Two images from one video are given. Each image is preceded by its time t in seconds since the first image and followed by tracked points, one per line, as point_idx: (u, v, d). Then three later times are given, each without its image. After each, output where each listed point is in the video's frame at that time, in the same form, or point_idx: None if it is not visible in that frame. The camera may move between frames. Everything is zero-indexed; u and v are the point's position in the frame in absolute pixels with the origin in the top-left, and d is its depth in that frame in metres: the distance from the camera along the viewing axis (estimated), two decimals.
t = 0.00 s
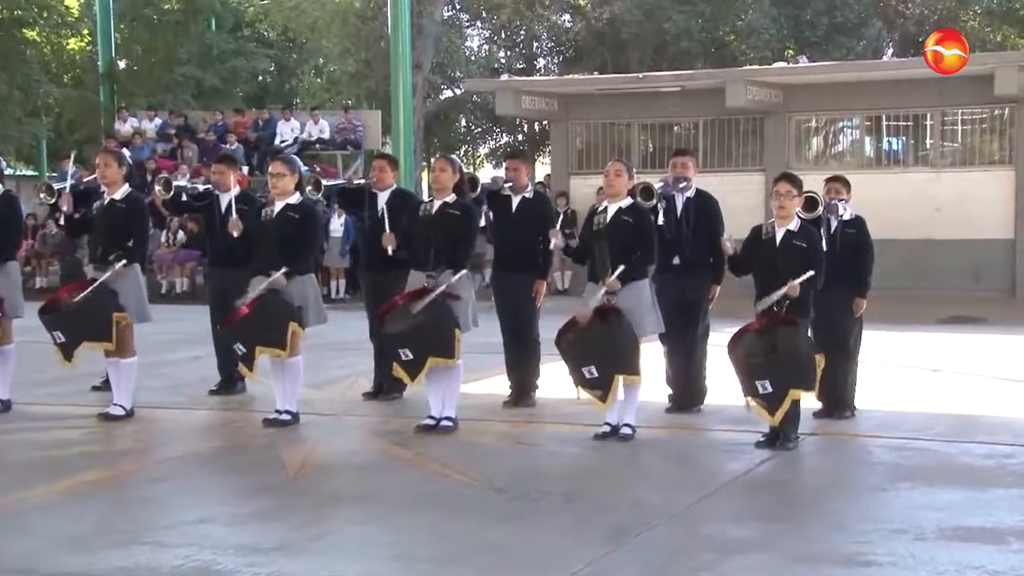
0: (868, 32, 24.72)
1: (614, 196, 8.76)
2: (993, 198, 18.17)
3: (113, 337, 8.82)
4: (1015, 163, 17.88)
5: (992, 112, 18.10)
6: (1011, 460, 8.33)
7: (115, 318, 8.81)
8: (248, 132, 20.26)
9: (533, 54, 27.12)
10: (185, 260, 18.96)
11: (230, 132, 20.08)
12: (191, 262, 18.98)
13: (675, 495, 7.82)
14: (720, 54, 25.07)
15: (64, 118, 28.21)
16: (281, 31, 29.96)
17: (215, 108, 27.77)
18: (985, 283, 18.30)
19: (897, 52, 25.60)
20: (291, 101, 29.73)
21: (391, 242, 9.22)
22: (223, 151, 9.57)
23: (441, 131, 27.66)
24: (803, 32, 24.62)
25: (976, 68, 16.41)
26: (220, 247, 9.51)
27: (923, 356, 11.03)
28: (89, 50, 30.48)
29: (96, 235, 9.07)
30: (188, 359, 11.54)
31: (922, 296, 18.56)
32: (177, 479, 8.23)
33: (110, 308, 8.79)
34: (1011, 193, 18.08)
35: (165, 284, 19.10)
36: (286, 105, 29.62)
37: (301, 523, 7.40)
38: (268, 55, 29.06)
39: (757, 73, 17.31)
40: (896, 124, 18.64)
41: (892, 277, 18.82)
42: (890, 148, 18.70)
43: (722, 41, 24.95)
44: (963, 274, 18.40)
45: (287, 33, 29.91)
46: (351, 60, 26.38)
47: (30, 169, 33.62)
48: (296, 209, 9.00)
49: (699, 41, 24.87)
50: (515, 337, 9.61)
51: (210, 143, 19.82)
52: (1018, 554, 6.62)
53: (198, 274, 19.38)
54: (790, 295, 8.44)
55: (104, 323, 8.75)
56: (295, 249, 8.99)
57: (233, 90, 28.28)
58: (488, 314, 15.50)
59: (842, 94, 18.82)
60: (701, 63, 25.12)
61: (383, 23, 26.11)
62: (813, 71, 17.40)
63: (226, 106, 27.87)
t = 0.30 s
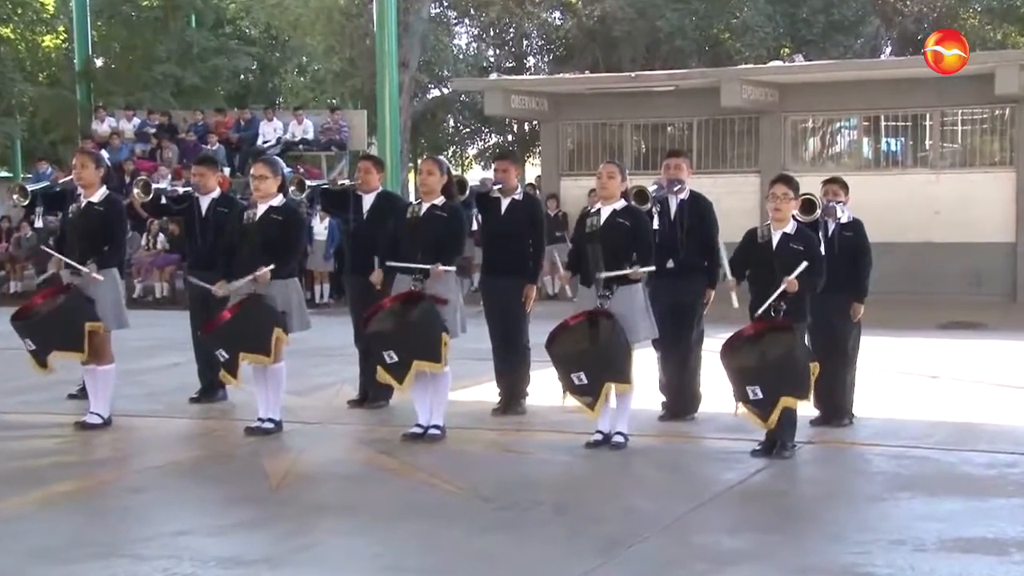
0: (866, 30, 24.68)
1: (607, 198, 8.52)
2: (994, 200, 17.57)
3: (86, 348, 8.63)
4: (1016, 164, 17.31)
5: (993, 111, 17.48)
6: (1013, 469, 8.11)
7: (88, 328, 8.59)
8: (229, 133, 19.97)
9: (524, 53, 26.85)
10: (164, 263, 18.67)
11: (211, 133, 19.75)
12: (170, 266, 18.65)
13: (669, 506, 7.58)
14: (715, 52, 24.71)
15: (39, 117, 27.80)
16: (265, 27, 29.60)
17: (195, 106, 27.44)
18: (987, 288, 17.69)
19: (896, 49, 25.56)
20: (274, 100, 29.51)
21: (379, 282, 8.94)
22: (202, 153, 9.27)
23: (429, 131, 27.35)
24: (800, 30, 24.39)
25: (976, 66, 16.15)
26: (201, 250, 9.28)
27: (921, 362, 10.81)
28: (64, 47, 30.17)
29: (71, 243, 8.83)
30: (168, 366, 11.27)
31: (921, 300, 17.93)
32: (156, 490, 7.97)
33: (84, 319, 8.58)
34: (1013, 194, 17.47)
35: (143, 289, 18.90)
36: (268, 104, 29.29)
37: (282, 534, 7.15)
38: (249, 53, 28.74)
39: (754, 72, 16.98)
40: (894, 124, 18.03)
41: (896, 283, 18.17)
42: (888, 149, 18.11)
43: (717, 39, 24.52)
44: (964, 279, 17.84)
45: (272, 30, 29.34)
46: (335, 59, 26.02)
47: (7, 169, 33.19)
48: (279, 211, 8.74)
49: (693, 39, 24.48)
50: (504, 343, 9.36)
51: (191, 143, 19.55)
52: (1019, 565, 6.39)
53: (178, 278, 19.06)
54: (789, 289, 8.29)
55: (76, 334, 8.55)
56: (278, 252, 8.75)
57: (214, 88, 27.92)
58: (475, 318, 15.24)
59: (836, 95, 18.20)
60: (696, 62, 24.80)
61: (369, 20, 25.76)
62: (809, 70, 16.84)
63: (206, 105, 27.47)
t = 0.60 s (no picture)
0: (863, 27, 24.27)
1: (599, 200, 8.29)
2: (995, 202, 17.29)
3: (61, 352, 8.41)
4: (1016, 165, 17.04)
5: (993, 111, 17.23)
6: (1013, 477, 7.90)
7: (64, 332, 8.38)
8: (208, 132, 19.67)
9: (512, 50, 26.39)
10: (141, 267, 18.27)
11: (189, 132, 19.53)
12: (147, 269, 18.26)
13: (662, 515, 7.35)
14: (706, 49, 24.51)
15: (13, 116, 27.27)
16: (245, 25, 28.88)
17: (173, 106, 26.59)
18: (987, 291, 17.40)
19: (893, 47, 25.15)
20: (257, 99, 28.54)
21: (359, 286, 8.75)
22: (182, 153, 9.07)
23: (414, 131, 26.89)
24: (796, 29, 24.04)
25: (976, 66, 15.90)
26: (177, 254, 8.98)
27: (919, 368, 10.59)
28: (38, 44, 29.70)
29: (45, 243, 8.58)
30: (146, 373, 10.99)
31: (915, 304, 17.66)
32: (133, 500, 7.71)
33: (59, 322, 8.37)
34: (1014, 196, 17.17)
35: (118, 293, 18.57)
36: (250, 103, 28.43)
37: (263, 545, 6.90)
38: (229, 50, 28.01)
39: (748, 71, 16.71)
40: (891, 124, 17.79)
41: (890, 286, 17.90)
42: (886, 149, 17.86)
43: (709, 36, 24.29)
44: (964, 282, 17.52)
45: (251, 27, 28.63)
46: (319, 56, 25.60)
47: None
48: (260, 213, 8.48)
49: (685, 36, 24.26)
50: (490, 348, 9.10)
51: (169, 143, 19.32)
52: None
53: (156, 282, 18.68)
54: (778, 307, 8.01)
55: (51, 337, 8.33)
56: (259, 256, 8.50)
57: (193, 87, 27.08)
58: (461, 323, 14.98)
59: (835, 92, 17.87)
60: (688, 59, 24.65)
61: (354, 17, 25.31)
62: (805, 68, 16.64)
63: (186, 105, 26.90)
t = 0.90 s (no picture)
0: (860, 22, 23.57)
1: (589, 199, 8.07)
2: (994, 201, 16.98)
3: (38, 355, 8.16)
4: (1017, 163, 16.73)
5: (993, 108, 16.90)
6: (1015, 484, 7.68)
7: (41, 334, 8.14)
8: (188, 129, 19.34)
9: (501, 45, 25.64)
10: (119, 268, 18.11)
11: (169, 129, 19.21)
12: (125, 270, 18.09)
13: (655, 523, 7.12)
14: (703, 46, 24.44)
15: None
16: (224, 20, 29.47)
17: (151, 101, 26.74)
18: (988, 292, 17.10)
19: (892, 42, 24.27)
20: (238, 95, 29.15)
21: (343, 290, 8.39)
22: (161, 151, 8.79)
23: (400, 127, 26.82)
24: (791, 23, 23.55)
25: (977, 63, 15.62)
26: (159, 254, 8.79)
27: (918, 372, 10.36)
28: (12, 38, 29.32)
29: (19, 242, 8.31)
30: (125, 378, 10.73)
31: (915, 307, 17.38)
32: (110, 508, 7.46)
33: (35, 324, 8.11)
34: (1013, 196, 16.85)
35: (98, 295, 18.36)
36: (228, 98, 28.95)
37: (243, 555, 6.65)
38: (209, 45, 28.15)
39: (743, 67, 16.41)
40: (890, 121, 17.45)
41: (886, 288, 17.62)
42: (885, 147, 17.51)
43: (704, 31, 24.12)
44: (964, 285, 17.21)
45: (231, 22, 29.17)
46: (302, 51, 25.18)
47: None
48: (242, 211, 8.19)
49: (679, 31, 23.92)
50: (479, 351, 8.87)
51: (146, 142, 19.01)
52: None
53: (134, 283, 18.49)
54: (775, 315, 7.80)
55: (28, 340, 8.09)
56: (241, 257, 8.28)
57: (172, 82, 27.37)
58: (449, 326, 14.71)
59: (833, 88, 17.56)
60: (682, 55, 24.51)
61: (338, 10, 24.84)
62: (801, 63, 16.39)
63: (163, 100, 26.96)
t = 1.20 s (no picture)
0: (858, 16, 22.91)
1: (580, 199, 7.74)
2: (994, 200, 16.74)
3: (11, 361, 7.93)
4: (1018, 161, 16.52)
5: (993, 105, 16.71)
6: (1017, 491, 7.47)
7: (15, 340, 7.89)
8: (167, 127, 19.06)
9: (489, 41, 25.39)
10: (95, 270, 17.82)
11: (146, 127, 19.00)
12: (101, 272, 17.81)
13: (649, 531, 6.90)
14: (695, 42, 23.64)
15: None
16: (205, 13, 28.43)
17: (128, 99, 25.90)
18: (989, 296, 16.84)
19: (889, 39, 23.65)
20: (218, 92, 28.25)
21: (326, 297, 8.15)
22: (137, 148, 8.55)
23: (386, 125, 26.36)
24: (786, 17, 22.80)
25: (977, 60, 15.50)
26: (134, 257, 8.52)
27: (917, 377, 10.14)
28: None
29: None
30: (102, 383, 10.45)
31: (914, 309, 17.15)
32: (84, 517, 7.21)
33: (9, 329, 7.88)
34: (1015, 195, 16.62)
35: (72, 298, 18.05)
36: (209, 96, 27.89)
37: (221, 565, 6.41)
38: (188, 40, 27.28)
39: (737, 62, 16.16)
40: (888, 119, 17.22)
41: (882, 289, 17.38)
42: (882, 146, 17.26)
43: (697, 26, 23.36)
44: (962, 285, 16.97)
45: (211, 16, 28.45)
46: (284, 47, 25.27)
47: None
48: (225, 212, 8.01)
49: (673, 26, 23.22)
50: (466, 354, 8.63)
51: (122, 140, 18.72)
52: None
53: (110, 286, 18.20)
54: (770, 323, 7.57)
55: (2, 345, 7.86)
56: (221, 259, 8.03)
57: (150, 78, 26.50)
58: (435, 329, 14.43)
59: (829, 86, 17.38)
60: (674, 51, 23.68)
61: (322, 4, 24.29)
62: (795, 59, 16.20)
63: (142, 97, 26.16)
